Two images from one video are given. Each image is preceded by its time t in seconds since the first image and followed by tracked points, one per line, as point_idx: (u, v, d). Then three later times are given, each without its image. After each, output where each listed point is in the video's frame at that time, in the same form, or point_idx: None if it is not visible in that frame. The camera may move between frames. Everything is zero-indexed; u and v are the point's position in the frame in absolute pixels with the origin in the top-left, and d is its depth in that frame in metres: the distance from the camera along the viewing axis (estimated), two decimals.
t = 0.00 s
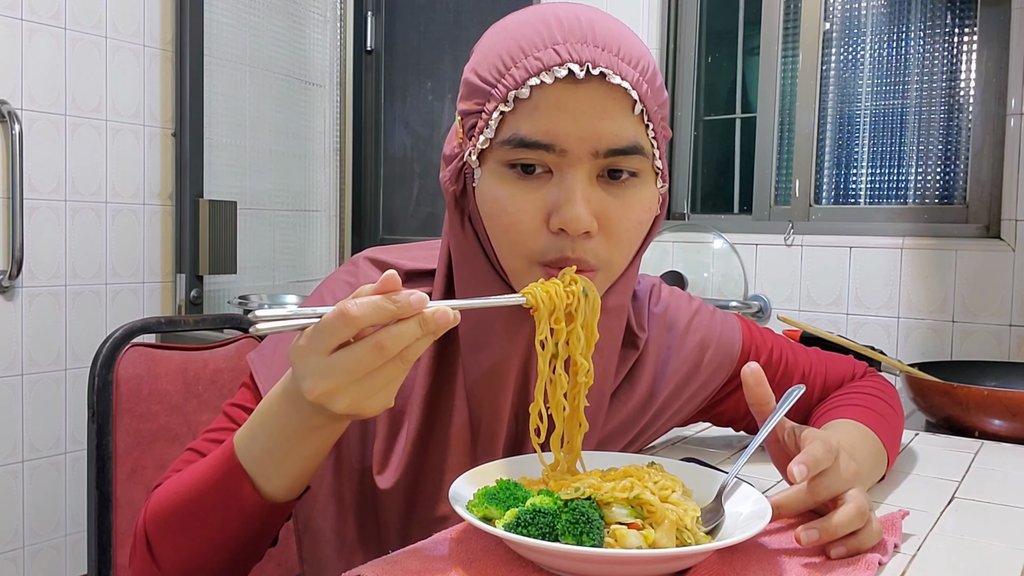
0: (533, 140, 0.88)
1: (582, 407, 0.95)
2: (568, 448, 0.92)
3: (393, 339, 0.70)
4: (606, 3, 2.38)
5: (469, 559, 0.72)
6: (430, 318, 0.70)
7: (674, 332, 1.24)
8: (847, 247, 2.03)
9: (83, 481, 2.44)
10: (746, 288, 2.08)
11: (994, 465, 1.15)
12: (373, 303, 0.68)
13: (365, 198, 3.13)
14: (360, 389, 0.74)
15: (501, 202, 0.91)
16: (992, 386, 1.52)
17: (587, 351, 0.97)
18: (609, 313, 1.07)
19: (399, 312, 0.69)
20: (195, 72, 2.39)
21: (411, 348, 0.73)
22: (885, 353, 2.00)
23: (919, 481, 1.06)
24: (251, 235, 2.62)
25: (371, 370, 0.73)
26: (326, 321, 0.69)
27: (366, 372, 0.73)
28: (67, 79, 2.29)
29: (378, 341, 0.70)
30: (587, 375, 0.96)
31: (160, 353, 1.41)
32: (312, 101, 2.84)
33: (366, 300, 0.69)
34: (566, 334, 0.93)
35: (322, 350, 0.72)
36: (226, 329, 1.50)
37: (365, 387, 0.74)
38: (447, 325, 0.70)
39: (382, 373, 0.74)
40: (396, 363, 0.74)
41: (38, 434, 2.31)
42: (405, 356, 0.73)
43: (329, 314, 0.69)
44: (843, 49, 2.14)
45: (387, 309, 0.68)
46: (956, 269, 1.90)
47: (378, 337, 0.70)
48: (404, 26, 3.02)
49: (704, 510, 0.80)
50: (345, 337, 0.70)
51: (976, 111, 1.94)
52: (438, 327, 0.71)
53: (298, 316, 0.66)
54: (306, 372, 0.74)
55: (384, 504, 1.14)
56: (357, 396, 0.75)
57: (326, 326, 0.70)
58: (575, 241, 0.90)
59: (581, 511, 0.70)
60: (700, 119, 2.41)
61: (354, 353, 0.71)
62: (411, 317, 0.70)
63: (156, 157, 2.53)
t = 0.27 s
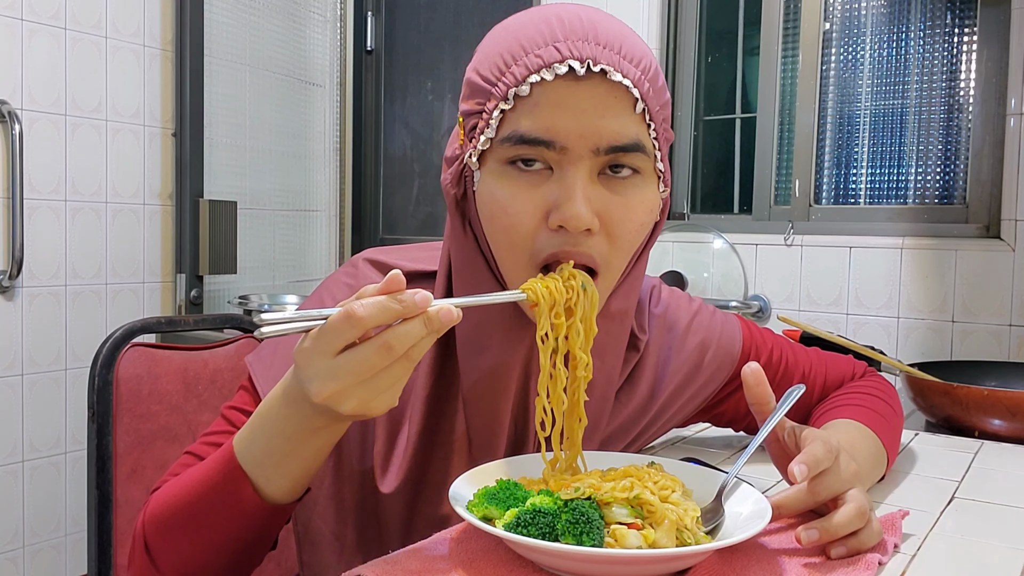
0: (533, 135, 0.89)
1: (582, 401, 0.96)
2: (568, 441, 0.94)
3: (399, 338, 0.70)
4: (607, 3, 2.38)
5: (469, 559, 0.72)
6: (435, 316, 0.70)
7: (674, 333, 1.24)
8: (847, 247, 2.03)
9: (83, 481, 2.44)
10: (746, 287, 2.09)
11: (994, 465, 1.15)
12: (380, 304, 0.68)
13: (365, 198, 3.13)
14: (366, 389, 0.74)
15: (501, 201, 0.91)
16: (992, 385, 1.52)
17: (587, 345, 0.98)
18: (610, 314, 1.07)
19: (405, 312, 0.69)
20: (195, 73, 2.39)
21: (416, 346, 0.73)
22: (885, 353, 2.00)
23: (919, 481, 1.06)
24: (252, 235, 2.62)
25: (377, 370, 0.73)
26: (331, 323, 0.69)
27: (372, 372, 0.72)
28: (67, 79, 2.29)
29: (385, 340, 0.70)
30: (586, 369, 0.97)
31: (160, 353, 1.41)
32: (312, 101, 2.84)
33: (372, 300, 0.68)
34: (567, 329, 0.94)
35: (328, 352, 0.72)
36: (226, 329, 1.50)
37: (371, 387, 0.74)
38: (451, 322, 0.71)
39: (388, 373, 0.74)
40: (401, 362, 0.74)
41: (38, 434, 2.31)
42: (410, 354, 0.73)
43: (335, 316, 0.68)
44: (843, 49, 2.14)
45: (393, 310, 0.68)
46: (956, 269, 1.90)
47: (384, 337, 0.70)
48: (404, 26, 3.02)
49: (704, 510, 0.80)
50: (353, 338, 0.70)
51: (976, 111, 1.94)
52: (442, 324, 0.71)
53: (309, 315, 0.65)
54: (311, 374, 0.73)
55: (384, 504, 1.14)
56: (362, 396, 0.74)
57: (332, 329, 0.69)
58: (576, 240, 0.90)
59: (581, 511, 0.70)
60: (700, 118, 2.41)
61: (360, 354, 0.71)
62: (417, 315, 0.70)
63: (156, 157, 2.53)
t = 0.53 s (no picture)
0: (530, 128, 0.89)
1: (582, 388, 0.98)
2: (568, 427, 0.97)
3: (414, 328, 0.70)
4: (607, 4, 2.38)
5: (469, 559, 0.72)
6: (448, 307, 0.71)
7: (674, 335, 1.24)
8: (847, 247, 2.03)
9: (83, 481, 2.44)
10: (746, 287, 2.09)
11: (994, 465, 1.15)
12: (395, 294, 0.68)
13: (365, 198, 3.13)
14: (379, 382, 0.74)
15: (497, 195, 0.90)
16: (992, 386, 1.52)
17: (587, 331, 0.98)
18: (610, 316, 1.07)
19: (420, 302, 0.69)
20: (195, 73, 2.39)
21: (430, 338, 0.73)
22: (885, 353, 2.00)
23: (919, 481, 1.06)
24: (252, 235, 2.62)
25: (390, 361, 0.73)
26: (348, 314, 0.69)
27: (386, 365, 0.72)
28: (67, 79, 2.29)
29: (399, 331, 0.70)
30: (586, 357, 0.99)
31: (160, 353, 1.41)
32: (312, 101, 2.84)
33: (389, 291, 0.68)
34: (568, 316, 0.94)
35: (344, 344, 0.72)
36: (227, 329, 1.50)
37: (384, 380, 0.74)
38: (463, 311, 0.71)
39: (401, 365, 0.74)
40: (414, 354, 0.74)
41: (38, 434, 2.31)
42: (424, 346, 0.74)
43: (352, 306, 0.69)
44: (843, 49, 2.14)
45: (408, 299, 0.68)
46: (956, 269, 1.90)
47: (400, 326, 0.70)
48: (404, 26, 3.02)
49: (705, 510, 0.80)
50: (369, 330, 0.70)
51: (976, 111, 1.94)
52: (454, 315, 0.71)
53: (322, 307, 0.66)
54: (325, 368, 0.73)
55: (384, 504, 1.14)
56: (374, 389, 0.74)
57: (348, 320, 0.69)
58: (573, 236, 0.89)
59: (581, 511, 0.70)
60: (700, 118, 2.41)
61: (376, 346, 0.71)
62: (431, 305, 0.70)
63: (156, 157, 2.53)
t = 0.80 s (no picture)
0: (528, 135, 0.88)
1: (583, 371, 0.97)
2: (569, 411, 0.97)
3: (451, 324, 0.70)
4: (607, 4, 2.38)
5: (470, 559, 0.72)
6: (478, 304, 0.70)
7: (675, 336, 1.23)
8: (847, 247, 2.03)
9: (82, 481, 2.44)
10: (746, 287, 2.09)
11: (993, 465, 1.15)
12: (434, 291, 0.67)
13: (365, 197, 3.13)
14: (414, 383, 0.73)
15: (492, 199, 0.90)
16: (992, 386, 1.52)
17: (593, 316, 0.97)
18: (611, 316, 1.07)
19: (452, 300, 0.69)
20: (195, 73, 2.39)
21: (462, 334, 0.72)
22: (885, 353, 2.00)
23: (919, 481, 1.06)
24: (252, 235, 2.62)
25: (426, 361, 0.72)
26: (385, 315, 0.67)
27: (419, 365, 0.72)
28: (67, 79, 2.29)
29: (435, 328, 0.69)
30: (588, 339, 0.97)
31: (160, 353, 1.41)
32: (312, 101, 2.84)
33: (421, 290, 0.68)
34: (574, 302, 0.93)
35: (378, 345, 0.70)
36: (227, 329, 1.50)
37: (419, 380, 0.73)
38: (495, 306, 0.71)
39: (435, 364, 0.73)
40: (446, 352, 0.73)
41: (38, 434, 2.31)
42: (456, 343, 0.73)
43: (386, 309, 0.67)
44: (843, 49, 2.14)
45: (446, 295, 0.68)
46: (956, 269, 1.90)
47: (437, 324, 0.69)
48: (404, 26, 3.02)
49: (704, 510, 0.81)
50: (406, 329, 0.68)
51: (976, 111, 1.94)
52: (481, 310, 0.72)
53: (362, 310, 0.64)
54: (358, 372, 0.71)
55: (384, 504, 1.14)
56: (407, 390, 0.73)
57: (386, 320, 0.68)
58: (565, 246, 0.88)
59: (581, 511, 0.70)
60: (700, 118, 2.41)
61: (411, 347, 0.70)
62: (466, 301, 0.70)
63: (156, 157, 2.53)
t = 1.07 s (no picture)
0: (531, 149, 0.86)
1: (588, 368, 0.97)
2: (575, 407, 0.96)
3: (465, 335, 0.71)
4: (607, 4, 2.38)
5: (469, 558, 0.72)
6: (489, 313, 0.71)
7: (675, 336, 1.23)
8: (847, 247, 2.03)
9: (82, 480, 2.44)
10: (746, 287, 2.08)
11: (993, 465, 1.15)
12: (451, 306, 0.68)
13: (365, 197, 3.13)
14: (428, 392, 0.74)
15: (496, 209, 0.89)
16: (992, 385, 1.52)
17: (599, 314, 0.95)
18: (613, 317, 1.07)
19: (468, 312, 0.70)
20: (195, 73, 2.39)
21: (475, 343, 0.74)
22: (885, 353, 2.00)
23: (920, 481, 1.06)
24: (251, 235, 2.62)
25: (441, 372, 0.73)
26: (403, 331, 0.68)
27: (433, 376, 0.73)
28: (67, 80, 2.29)
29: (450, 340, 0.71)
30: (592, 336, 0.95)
31: (160, 353, 1.41)
32: (312, 101, 2.84)
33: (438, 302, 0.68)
34: (576, 299, 0.91)
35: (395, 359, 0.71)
36: (227, 329, 1.50)
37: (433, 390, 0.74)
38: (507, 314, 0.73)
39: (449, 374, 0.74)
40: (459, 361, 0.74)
41: (38, 434, 2.31)
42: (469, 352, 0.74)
43: (404, 323, 0.68)
44: (843, 49, 2.14)
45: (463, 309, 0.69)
46: (956, 269, 1.90)
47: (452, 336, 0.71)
48: (404, 26, 3.02)
49: (704, 511, 0.81)
50: (423, 343, 0.69)
51: (976, 111, 1.94)
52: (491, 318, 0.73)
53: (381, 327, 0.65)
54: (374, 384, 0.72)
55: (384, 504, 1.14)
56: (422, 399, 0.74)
57: (404, 336, 0.68)
58: (567, 259, 0.87)
59: (581, 511, 0.70)
60: (700, 118, 2.40)
61: (428, 358, 0.71)
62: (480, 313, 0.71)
63: (156, 157, 2.53)
